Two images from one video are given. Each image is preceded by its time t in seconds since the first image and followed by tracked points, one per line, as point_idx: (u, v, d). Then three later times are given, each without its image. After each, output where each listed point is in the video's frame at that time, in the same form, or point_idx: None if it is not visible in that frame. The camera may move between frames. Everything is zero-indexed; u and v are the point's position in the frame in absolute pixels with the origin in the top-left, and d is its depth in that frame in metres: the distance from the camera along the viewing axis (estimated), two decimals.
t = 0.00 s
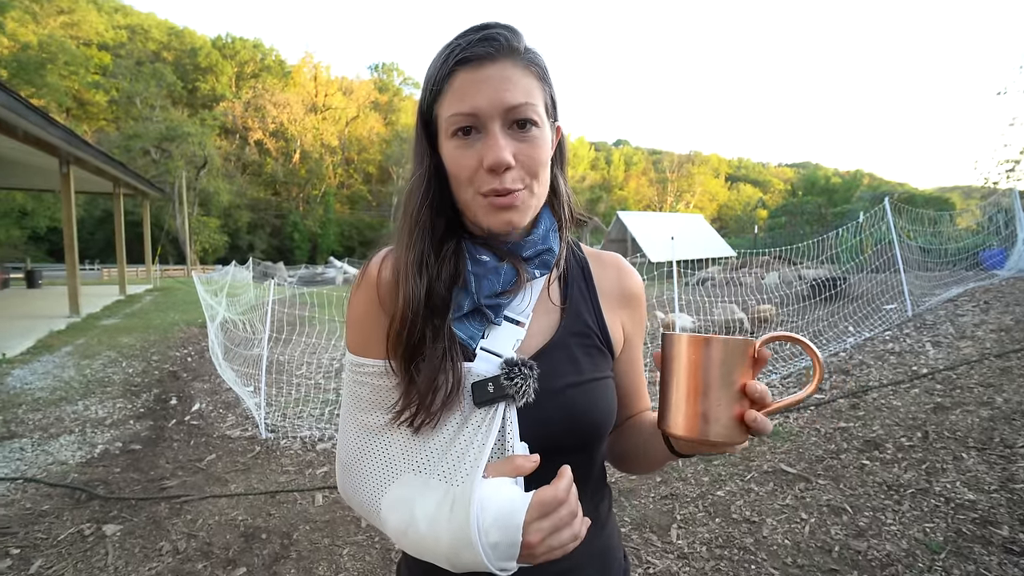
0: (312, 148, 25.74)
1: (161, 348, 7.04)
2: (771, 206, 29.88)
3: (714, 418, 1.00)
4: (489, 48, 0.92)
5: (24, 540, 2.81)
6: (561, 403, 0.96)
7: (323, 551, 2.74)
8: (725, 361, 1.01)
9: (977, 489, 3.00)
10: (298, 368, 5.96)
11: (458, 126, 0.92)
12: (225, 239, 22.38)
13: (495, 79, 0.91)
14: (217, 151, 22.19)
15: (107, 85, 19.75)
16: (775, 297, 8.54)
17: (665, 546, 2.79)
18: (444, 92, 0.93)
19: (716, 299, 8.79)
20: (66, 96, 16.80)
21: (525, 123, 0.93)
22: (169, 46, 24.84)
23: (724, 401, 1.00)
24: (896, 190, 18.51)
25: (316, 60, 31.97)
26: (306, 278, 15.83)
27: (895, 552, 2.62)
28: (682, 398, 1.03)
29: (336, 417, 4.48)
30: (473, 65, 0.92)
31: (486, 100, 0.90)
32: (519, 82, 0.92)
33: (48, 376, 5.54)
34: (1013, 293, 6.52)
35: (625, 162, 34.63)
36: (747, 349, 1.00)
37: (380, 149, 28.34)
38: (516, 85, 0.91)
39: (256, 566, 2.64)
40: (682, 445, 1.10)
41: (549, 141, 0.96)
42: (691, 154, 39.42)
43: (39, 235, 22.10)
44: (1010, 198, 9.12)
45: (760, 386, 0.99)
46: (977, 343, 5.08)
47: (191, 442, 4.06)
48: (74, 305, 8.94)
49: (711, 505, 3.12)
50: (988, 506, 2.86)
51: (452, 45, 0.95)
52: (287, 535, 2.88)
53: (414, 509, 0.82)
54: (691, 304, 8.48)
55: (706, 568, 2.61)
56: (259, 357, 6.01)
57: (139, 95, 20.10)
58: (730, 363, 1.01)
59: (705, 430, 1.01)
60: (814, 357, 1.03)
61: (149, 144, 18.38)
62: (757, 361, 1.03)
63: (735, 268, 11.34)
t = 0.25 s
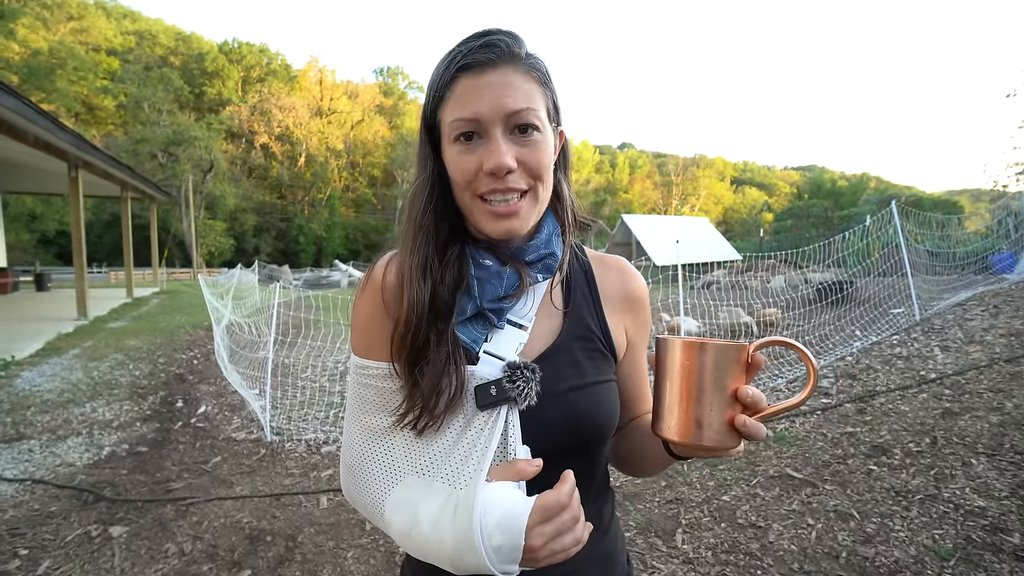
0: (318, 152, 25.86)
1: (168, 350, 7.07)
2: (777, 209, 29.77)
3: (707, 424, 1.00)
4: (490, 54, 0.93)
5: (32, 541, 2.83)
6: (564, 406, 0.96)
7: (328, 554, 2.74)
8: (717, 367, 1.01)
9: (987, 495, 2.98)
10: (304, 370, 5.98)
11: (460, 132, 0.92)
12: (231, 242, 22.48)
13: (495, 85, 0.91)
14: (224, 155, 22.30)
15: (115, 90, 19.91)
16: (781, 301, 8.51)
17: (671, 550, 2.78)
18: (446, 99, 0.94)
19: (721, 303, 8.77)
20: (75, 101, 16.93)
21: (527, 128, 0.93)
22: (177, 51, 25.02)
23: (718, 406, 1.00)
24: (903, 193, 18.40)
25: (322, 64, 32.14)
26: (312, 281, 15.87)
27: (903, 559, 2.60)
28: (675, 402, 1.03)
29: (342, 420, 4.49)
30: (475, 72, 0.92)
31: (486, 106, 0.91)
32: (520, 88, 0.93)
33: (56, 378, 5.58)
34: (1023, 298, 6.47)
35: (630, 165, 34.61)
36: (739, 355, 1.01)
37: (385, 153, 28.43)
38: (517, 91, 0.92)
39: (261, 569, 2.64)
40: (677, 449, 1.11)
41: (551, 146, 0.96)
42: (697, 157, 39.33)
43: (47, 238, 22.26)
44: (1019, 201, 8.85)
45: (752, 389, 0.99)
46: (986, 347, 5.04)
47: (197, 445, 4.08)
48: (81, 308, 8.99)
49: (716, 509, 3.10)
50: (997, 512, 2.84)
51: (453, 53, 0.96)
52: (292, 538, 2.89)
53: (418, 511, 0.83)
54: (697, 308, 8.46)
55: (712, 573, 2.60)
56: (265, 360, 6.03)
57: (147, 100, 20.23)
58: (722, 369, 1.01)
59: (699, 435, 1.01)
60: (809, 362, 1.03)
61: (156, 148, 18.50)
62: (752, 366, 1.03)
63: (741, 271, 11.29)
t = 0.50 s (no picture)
0: (319, 152, 25.86)
1: (168, 350, 7.08)
2: (778, 209, 29.75)
3: (693, 424, 1.00)
4: (484, 53, 0.92)
5: (33, 541, 2.84)
6: (558, 404, 0.96)
7: (328, 553, 2.75)
8: (705, 368, 1.01)
9: (985, 494, 2.98)
10: (304, 370, 5.99)
11: (453, 131, 0.92)
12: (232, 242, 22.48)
13: (489, 85, 0.91)
14: (224, 155, 22.33)
15: (116, 90, 19.91)
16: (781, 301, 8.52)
17: (670, 549, 2.78)
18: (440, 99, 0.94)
19: (721, 302, 8.77)
20: (76, 101, 16.94)
21: (521, 128, 0.93)
22: (178, 51, 25.05)
23: (705, 406, 1.00)
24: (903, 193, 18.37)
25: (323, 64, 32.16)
26: (312, 281, 15.88)
27: (901, 557, 2.60)
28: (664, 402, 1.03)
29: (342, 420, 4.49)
30: (468, 71, 0.92)
31: (479, 106, 0.91)
32: (513, 87, 0.92)
33: (56, 378, 5.58)
34: None
35: (631, 165, 34.60)
36: (729, 355, 1.01)
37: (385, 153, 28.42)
38: (510, 90, 0.92)
39: (261, 568, 2.65)
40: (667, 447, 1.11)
41: (545, 145, 0.96)
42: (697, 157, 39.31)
43: (48, 238, 22.28)
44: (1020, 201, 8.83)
45: (740, 390, 1.00)
46: (986, 347, 5.04)
47: (197, 444, 4.08)
48: (82, 308, 9.00)
49: (716, 508, 3.10)
50: (996, 510, 2.84)
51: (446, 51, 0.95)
52: (292, 537, 2.89)
53: (411, 509, 0.83)
54: (697, 308, 8.46)
55: (711, 571, 2.60)
56: (265, 359, 6.03)
57: (148, 100, 20.24)
58: (711, 369, 1.01)
59: (687, 435, 1.01)
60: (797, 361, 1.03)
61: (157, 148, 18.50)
62: (739, 367, 1.03)
63: (741, 271, 11.29)
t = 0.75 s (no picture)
0: (318, 152, 25.87)
1: (169, 352, 7.08)
2: (777, 207, 29.77)
3: (687, 429, 1.00)
4: (478, 59, 0.92)
5: (35, 543, 2.84)
6: (556, 409, 0.97)
7: (330, 554, 2.75)
8: (700, 374, 1.01)
9: (986, 491, 2.98)
10: (304, 371, 5.99)
11: (447, 138, 0.93)
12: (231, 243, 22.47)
13: (484, 92, 0.91)
14: (223, 156, 22.31)
15: (115, 91, 19.89)
16: (781, 299, 8.54)
17: (671, 548, 2.78)
18: (434, 105, 0.94)
19: (721, 301, 8.79)
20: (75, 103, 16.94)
21: (516, 134, 0.93)
22: (176, 52, 25.05)
23: (697, 413, 1.01)
24: (902, 191, 18.37)
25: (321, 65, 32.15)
26: (312, 282, 15.88)
27: (902, 554, 2.61)
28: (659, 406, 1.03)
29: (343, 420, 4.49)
30: (462, 76, 0.92)
31: (475, 113, 0.91)
32: (509, 93, 0.92)
33: (57, 380, 5.58)
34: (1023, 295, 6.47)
35: (630, 165, 34.59)
36: (722, 361, 1.01)
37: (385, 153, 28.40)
38: (506, 96, 0.92)
39: (263, 570, 2.65)
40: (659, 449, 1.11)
41: (541, 149, 0.97)
42: (696, 156, 39.32)
43: (48, 240, 22.28)
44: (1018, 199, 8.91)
45: (733, 397, 1.00)
46: (986, 344, 5.04)
47: (198, 446, 4.08)
48: (82, 310, 8.99)
49: (716, 507, 3.11)
50: (997, 508, 2.84)
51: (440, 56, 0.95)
52: (294, 538, 2.89)
53: (412, 515, 0.84)
54: (697, 307, 8.48)
55: (712, 570, 2.61)
56: (265, 360, 6.03)
57: (147, 101, 20.22)
58: (704, 375, 1.01)
59: (679, 441, 1.01)
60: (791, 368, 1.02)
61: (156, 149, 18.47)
62: (733, 373, 1.03)
63: (741, 270, 11.30)
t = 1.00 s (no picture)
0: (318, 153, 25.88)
1: (170, 352, 7.10)
2: (777, 205, 29.74)
3: (735, 407, 0.96)
4: (501, 58, 0.92)
5: (38, 543, 2.85)
6: (556, 407, 0.97)
7: (332, 554, 2.75)
8: (753, 354, 0.96)
9: (988, 489, 2.98)
10: (306, 371, 6.00)
11: (464, 133, 0.91)
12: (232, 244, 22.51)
13: (503, 90, 0.91)
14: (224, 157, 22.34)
15: (115, 93, 19.91)
16: (782, 297, 8.54)
17: (673, 547, 2.78)
18: (448, 99, 0.93)
19: (722, 299, 8.79)
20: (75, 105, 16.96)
21: (533, 135, 0.94)
22: (176, 53, 25.08)
23: (750, 391, 0.96)
24: (903, 188, 18.35)
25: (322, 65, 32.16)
26: (313, 282, 15.90)
27: (905, 553, 2.61)
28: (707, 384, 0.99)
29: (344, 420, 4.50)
30: (484, 73, 0.91)
31: (493, 110, 0.90)
32: (525, 94, 0.93)
33: (60, 381, 5.59)
34: None
35: (630, 163, 34.59)
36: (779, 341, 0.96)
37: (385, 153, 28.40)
38: (527, 97, 0.92)
39: (265, 569, 2.66)
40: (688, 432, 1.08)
41: (549, 152, 0.98)
42: (696, 154, 39.29)
43: (49, 242, 22.33)
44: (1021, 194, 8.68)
45: (786, 380, 0.95)
46: (988, 342, 5.03)
47: (200, 446, 4.09)
48: (84, 311, 9.01)
49: (718, 506, 3.11)
50: (999, 506, 2.84)
51: (454, 52, 0.94)
52: (296, 538, 2.89)
53: (402, 520, 0.84)
54: (698, 305, 8.48)
55: (714, 569, 2.61)
56: (267, 361, 6.04)
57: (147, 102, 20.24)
58: (759, 355, 0.96)
59: (729, 420, 0.97)
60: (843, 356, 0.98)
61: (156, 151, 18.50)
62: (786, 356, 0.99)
63: (742, 267, 11.29)
